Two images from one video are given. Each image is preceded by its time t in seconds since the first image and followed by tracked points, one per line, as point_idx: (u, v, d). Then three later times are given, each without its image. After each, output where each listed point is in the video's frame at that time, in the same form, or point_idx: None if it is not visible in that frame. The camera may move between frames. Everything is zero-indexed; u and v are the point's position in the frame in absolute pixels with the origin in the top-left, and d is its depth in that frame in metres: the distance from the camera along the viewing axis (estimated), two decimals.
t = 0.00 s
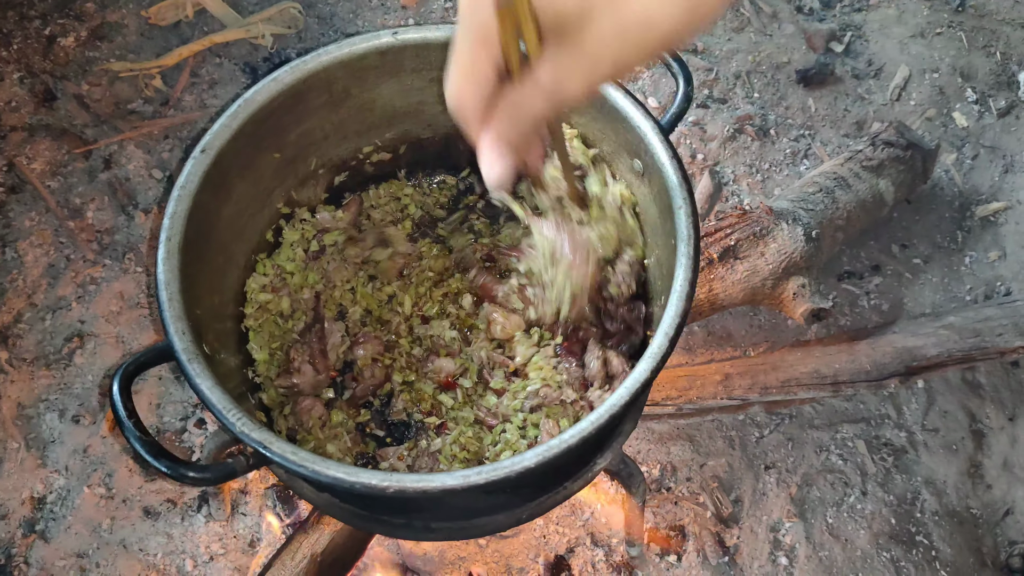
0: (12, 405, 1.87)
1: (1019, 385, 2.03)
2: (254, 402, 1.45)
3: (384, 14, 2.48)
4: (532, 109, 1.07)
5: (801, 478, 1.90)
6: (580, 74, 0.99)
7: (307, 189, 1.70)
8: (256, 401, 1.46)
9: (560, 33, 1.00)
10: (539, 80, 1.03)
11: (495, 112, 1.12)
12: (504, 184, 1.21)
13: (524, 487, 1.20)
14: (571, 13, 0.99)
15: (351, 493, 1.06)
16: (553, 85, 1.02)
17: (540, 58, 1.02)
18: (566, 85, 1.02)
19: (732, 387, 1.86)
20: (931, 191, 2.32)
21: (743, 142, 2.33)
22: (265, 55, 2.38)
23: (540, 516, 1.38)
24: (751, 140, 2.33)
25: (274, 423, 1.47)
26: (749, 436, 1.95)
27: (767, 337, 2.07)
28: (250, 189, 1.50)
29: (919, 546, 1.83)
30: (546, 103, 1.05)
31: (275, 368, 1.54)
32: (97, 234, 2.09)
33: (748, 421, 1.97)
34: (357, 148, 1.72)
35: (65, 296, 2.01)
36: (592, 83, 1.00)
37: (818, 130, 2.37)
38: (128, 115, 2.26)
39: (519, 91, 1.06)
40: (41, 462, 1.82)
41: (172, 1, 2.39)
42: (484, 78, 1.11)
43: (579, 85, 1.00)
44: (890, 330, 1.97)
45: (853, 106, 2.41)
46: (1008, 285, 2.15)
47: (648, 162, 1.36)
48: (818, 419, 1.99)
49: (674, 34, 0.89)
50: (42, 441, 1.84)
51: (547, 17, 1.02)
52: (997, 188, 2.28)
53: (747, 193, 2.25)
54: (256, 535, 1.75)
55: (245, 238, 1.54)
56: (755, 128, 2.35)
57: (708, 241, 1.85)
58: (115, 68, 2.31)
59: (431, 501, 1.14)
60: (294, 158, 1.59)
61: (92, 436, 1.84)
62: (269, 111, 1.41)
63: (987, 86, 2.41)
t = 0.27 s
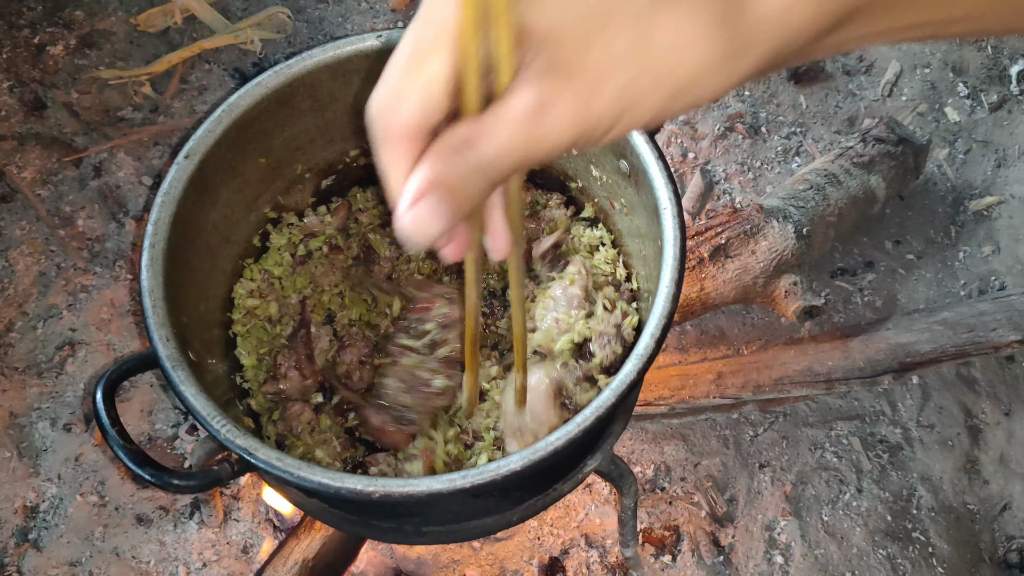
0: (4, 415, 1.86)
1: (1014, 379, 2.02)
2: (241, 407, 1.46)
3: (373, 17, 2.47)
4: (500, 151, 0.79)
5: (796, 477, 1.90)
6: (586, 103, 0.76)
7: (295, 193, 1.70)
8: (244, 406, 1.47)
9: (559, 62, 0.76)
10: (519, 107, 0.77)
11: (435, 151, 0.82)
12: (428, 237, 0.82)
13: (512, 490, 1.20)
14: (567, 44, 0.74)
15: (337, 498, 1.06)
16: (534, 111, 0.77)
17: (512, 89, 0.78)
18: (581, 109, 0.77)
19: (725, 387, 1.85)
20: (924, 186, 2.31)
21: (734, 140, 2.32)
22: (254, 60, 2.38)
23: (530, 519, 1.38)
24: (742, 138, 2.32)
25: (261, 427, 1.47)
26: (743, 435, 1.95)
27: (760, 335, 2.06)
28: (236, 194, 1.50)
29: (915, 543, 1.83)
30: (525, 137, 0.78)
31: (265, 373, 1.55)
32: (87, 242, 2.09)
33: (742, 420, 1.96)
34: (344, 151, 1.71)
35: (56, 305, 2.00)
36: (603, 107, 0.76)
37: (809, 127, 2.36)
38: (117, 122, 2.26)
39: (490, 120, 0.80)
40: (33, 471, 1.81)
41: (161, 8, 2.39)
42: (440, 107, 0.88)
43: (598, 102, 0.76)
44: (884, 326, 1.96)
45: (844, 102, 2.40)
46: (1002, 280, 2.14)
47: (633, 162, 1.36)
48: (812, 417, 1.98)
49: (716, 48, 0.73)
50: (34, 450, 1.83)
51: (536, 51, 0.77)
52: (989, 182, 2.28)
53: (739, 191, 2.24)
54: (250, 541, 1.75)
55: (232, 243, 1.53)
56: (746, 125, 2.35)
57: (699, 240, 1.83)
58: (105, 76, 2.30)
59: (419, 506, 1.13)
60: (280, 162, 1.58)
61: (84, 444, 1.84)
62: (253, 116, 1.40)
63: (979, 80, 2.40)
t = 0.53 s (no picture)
0: None
1: (1012, 367, 2.01)
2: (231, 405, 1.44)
3: (363, 9, 2.45)
4: (516, 143, 0.98)
5: (795, 468, 1.88)
6: (581, 96, 0.92)
7: (283, 188, 1.68)
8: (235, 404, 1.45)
9: (558, 66, 0.89)
10: (530, 111, 0.94)
11: (466, 156, 1.02)
12: (476, 219, 1.08)
13: (507, 485, 1.18)
14: (558, 41, 0.87)
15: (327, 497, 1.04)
16: (542, 112, 0.94)
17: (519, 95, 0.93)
18: (574, 105, 0.93)
19: (722, 378, 1.84)
20: (921, 174, 2.29)
21: (729, 130, 2.30)
22: (243, 54, 2.35)
23: (525, 514, 1.36)
24: (737, 127, 2.30)
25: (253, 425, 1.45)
26: (741, 427, 1.93)
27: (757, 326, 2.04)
28: (224, 190, 1.48)
29: (915, 533, 1.82)
30: (533, 129, 0.96)
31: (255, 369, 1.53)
32: (77, 241, 2.07)
33: (739, 412, 1.95)
34: (333, 145, 1.69)
35: (46, 304, 1.98)
36: (590, 97, 0.92)
37: (804, 115, 2.34)
38: (106, 119, 2.24)
39: (503, 125, 0.96)
40: (24, 472, 1.79)
41: (148, 3, 2.36)
42: (467, 118, 0.97)
43: (589, 98, 0.92)
44: (881, 315, 1.94)
45: (840, 90, 2.38)
46: (1000, 267, 2.13)
47: (625, 152, 1.34)
48: (810, 408, 1.97)
49: (661, 51, 0.85)
50: (26, 451, 1.82)
51: (540, 49, 0.88)
52: (987, 168, 2.26)
53: (734, 181, 2.22)
54: (244, 540, 1.73)
55: (220, 239, 1.51)
56: (741, 115, 2.32)
57: (693, 231, 1.82)
58: (92, 72, 2.27)
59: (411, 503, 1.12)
60: (267, 156, 1.56)
61: (76, 445, 1.82)
62: (239, 110, 1.38)
63: (975, 65, 2.38)
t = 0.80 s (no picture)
0: None
1: (1014, 376, 1.99)
2: (226, 417, 1.42)
3: (360, 14, 2.43)
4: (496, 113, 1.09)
5: (795, 479, 1.87)
6: (568, 88, 1.01)
7: (279, 197, 1.66)
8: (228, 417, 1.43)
9: (552, 57, 0.94)
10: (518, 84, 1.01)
11: (449, 116, 1.13)
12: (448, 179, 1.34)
13: (504, 501, 1.16)
14: (552, 44, 0.92)
15: (320, 514, 1.02)
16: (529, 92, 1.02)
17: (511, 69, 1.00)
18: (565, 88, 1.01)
19: (721, 388, 1.82)
20: (921, 181, 2.28)
21: (729, 137, 2.29)
22: (239, 59, 2.33)
23: (523, 529, 1.34)
24: (736, 134, 2.29)
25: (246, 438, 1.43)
26: (741, 437, 1.91)
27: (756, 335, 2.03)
28: (218, 198, 1.46)
29: (916, 545, 1.80)
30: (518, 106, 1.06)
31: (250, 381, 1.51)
32: (70, 247, 2.04)
33: (739, 422, 1.93)
34: (329, 154, 1.67)
35: (39, 311, 1.96)
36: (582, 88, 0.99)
37: (804, 122, 2.32)
38: (100, 124, 2.21)
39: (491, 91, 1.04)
40: (15, 482, 1.77)
41: (144, 7, 2.34)
42: (455, 83, 1.07)
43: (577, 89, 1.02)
44: (882, 325, 1.93)
45: (840, 97, 2.37)
46: (1001, 276, 2.12)
47: (625, 162, 1.32)
48: (811, 418, 1.95)
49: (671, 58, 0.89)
50: (17, 461, 1.79)
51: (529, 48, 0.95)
52: (987, 176, 2.25)
53: (734, 188, 2.20)
54: (238, 552, 1.70)
55: (214, 249, 1.49)
56: (740, 121, 2.31)
57: (693, 239, 1.81)
58: (87, 76, 2.25)
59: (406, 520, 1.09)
60: (262, 164, 1.54)
61: (67, 454, 1.80)
62: (233, 118, 1.36)
63: (975, 73, 2.37)
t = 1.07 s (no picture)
0: None
1: (1017, 365, 1.98)
2: (221, 412, 1.40)
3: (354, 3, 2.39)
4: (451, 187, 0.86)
5: (797, 470, 1.85)
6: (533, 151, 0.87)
7: (272, 189, 1.63)
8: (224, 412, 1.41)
9: (522, 103, 0.86)
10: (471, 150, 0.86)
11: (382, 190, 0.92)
12: (378, 260, 0.83)
13: (505, 496, 1.14)
14: (527, 90, 0.86)
15: (317, 512, 1.00)
16: (486, 152, 0.86)
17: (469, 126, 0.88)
18: (529, 153, 0.86)
19: (722, 379, 1.81)
20: (922, 169, 2.25)
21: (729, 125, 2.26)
22: (232, 49, 2.29)
23: (524, 524, 1.33)
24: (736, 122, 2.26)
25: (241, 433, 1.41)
26: (742, 428, 1.90)
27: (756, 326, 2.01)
28: (210, 191, 1.43)
29: (919, 535, 1.79)
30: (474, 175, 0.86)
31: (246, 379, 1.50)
32: (62, 241, 2.01)
33: (740, 413, 1.91)
34: (323, 144, 1.64)
35: (31, 306, 1.93)
36: (547, 161, 0.87)
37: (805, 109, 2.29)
38: (91, 115, 2.18)
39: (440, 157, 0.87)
40: (10, 479, 1.75)
41: None
42: (398, 146, 0.94)
43: (544, 156, 0.87)
44: (884, 314, 1.91)
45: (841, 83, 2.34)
46: (1004, 264, 2.09)
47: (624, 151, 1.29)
48: (812, 409, 1.93)
49: (653, 112, 0.86)
50: (11, 458, 1.77)
51: (501, 85, 0.88)
52: (989, 163, 2.22)
53: (734, 176, 2.18)
54: (235, 548, 1.69)
55: (207, 242, 1.47)
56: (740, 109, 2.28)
57: (693, 229, 1.79)
58: (77, 67, 2.22)
59: (406, 517, 1.07)
60: (255, 156, 1.51)
61: (62, 451, 1.78)
62: (225, 108, 1.33)
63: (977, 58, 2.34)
